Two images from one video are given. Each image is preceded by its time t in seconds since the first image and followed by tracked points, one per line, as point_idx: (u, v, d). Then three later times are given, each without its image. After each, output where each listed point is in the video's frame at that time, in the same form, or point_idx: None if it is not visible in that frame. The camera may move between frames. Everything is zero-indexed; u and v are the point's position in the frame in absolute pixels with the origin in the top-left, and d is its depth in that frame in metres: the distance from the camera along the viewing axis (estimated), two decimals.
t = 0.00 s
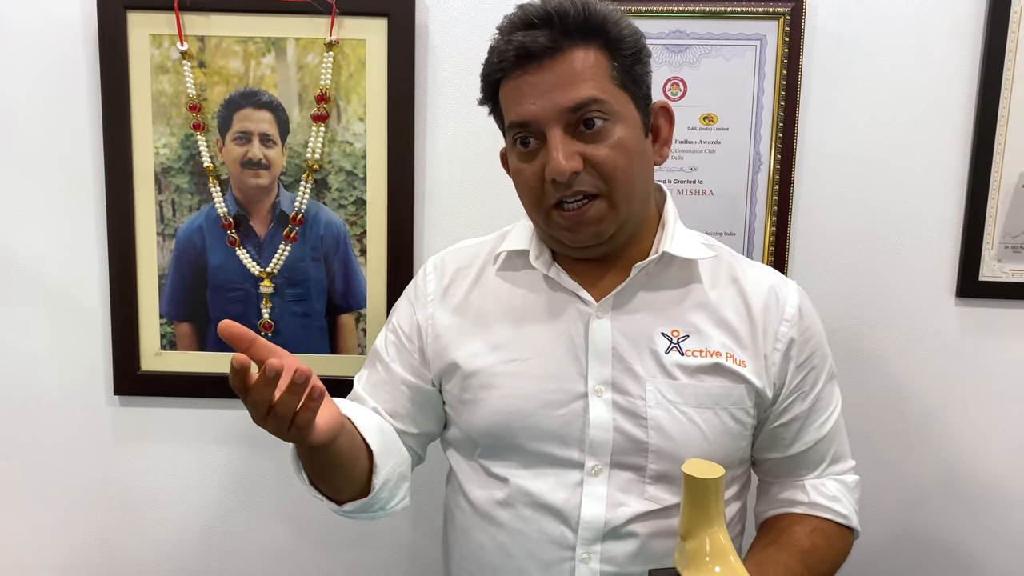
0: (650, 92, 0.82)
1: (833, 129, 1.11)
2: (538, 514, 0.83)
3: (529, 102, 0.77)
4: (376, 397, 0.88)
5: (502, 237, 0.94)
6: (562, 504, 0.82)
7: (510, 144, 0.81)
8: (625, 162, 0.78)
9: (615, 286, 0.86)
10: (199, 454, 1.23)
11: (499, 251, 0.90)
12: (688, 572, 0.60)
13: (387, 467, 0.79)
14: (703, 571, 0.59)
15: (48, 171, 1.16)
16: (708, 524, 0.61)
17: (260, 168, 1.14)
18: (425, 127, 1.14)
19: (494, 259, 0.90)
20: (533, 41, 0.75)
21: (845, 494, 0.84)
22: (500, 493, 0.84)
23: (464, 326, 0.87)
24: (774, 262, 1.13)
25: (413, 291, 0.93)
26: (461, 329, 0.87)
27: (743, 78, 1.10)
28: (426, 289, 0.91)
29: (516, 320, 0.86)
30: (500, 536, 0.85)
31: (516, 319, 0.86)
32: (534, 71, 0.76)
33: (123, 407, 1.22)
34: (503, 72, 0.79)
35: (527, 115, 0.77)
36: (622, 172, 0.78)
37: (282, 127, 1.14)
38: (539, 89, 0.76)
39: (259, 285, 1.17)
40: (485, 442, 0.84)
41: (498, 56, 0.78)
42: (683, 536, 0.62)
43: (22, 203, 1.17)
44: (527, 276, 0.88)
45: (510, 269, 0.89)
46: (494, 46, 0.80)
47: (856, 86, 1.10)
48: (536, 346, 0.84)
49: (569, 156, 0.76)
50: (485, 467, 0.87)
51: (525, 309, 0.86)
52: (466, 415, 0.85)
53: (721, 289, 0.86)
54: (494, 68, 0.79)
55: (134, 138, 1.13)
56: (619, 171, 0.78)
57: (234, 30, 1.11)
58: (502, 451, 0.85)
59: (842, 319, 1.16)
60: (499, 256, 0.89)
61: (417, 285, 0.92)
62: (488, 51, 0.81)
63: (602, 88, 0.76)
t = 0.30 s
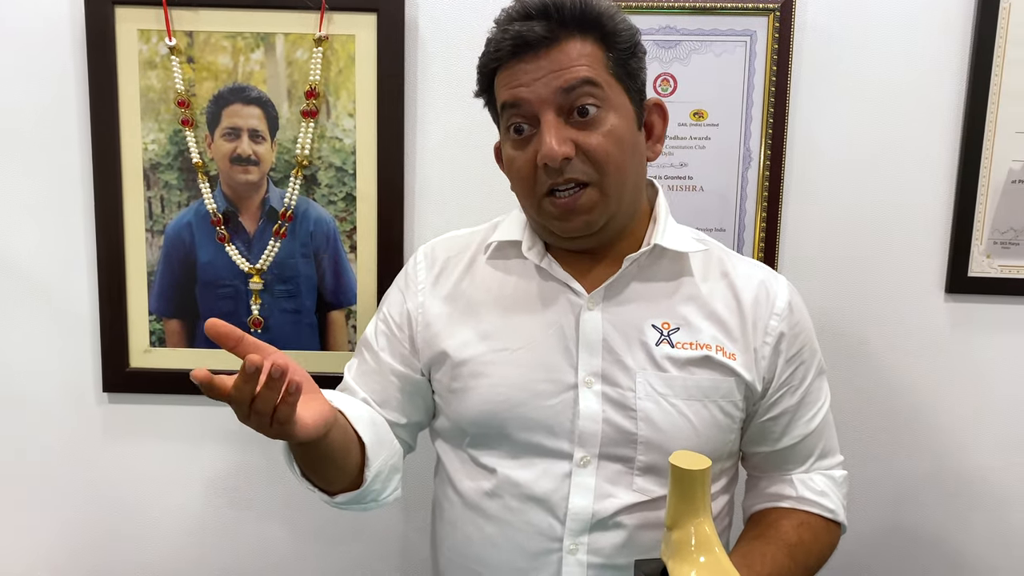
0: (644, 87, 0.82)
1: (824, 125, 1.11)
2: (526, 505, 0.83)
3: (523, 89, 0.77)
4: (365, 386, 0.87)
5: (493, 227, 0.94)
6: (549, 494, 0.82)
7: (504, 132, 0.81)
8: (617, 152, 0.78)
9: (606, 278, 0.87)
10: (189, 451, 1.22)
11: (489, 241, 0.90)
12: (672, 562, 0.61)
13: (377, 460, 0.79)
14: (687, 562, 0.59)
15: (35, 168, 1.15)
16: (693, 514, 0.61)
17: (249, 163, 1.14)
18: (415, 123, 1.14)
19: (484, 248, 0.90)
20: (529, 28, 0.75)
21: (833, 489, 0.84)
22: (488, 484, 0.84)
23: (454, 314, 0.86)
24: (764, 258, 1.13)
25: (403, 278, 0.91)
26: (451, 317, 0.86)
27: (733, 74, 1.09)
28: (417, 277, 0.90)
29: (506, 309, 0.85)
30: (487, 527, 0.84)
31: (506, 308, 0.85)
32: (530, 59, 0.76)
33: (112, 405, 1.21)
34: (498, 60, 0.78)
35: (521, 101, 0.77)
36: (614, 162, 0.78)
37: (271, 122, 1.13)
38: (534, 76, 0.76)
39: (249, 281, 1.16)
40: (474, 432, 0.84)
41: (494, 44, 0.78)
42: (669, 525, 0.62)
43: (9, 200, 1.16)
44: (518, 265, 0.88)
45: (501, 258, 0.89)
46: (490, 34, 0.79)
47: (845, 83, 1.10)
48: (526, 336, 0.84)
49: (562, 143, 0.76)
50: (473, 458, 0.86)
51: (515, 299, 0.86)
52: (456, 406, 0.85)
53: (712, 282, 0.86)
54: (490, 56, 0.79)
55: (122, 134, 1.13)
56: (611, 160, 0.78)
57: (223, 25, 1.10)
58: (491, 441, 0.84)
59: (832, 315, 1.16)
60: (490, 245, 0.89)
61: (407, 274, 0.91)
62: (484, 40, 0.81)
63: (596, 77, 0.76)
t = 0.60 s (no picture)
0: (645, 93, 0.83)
1: (816, 121, 1.12)
2: (519, 496, 0.83)
3: (530, 97, 0.76)
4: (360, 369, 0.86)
5: (488, 221, 0.94)
6: (542, 484, 0.82)
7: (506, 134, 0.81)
8: (620, 162, 0.78)
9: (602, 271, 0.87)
10: (183, 446, 1.22)
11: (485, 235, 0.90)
12: (668, 551, 0.61)
13: (360, 429, 0.78)
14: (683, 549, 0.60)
15: (27, 163, 1.15)
16: (687, 503, 0.61)
17: (242, 158, 1.14)
18: (408, 118, 1.14)
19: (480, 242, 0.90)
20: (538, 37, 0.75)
21: (823, 479, 0.85)
22: (482, 475, 0.85)
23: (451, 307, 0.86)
24: (757, 252, 1.13)
25: (397, 270, 0.91)
26: (447, 310, 0.86)
27: (726, 69, 1.10)
28: (412, 269, 0.90)
29: (501, 302, 0.86)
30: (481, 518, 0.85)
31: (501, 301, 0.86)
32: (537, 67, 0.76)
33: (105, 400, 1.21)
34: (504, 65, 0.78)
35: (526, 107, 0.77)
36: (617, 172, 0.78)
37: (264, 117, 1.13)
38: (541, 85, 0.76)
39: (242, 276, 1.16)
40: (468, 422, 0.84)
41: (499, 48, 0.77)
42: (665, 514, 0.63)
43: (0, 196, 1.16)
44: (513, 258, 0.88)
45: (497, 251, 0.89)
46: (496, 36, 0.79)
47: (838, 79, 1.11)
48: (520, 329, 0.84)
49: (567, 154, 0.76)
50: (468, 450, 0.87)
51: (510, 292, 0.86)
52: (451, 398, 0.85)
53: (705, 277, 0.86)
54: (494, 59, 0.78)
55: (115, 129, 1.13)
56: (614, 171, 0.78)
57: (216, 20, 1.10)
58: (485, 432, 0.85)
59: (824, 309, 1.17)
60: (485, 240, 0.89)
61: (403, 266, 0.91)
62: (488, 40, 0.80)
63: (603, 87, 0.76)
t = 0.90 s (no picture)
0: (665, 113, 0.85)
1: (808, 117, 1.13)
2: (513, 493, 0.84)
3: (564, 84, 0.76)
4: (353, 371, 0.87)
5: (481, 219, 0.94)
6: (536, 482, 0.83)
7: (523, 114, 0.80)
8: (630, 173, 0.80)
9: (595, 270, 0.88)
10: (178, 440, 1.23)
11: (479, 234, 0.90)
12: (655, 556, 0.62)
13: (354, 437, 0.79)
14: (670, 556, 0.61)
15: (22, 158, 1.15)
16: (675, 509, 0.62)
17: (237, 153, 1.14)
18: (402, 113, 1.14)
19: (475, 241, 0.90)
20: (591, 27, 0.75)
21: (812, 474, 0.86)
22: (475, 471, 0.85)
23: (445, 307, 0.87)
24: (748, 249, 1.14)
25: (390, 269, 0.91)
26: (440, 311, 0.87)
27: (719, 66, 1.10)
28: (405, 268, 0.90)
29: (495, 302, 0.86)
30: (475, 515, 0.85)
31: (495, 301, 0.86)
32: (578, 56, 0.76)
33: (100, 394, 1.22)
34: (545, 44, 0.77)
35: (558, 96, 0.77)
36: (625, 181, 0.79)
37: (259, 113, 1.13)
38: (578, 74, 0.76)
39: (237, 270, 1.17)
40: (462, 421, 0.85)
41: (546, 26, 0.77)
42: (653, 519, 0.63)
43: None
44: (507, 257, 0.88)
45: (491, 253, 0.89)
46: (542, 13, 0.78)
47: (829, 75, 1.12)
48: (514, 329, 0.85)
49: (586, 152, 0.76)
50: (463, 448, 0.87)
51: (503, 292, 0.87)
52: (444, 397, 0.86)
53: (697, 277, 0.87)
54: (535, 34, 0.78)
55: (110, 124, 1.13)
56: (623, 180, 0.79)
57: (211, 15, 1.10)
58: (479, 431, 0.85)
59: (815, 305, 1.18)
60: (481, 239, 0.89)
61: (396, 265, 0.91)
62: (530, 14, 0.79)
63: (635, 98, 0.78)
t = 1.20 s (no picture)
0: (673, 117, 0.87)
1: (801, 116, 1.14)
2: (515, 489, 0.85)
3: (587, 72, 0.78)
4: (358, 374, 0.88)
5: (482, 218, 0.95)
6: (537, 479, 0.84)
7: (540, 100, 0.81)
8: (640, 167, 0.81)
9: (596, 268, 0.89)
10: (176, 436, 1.24)
11: (482, 231, 0.91)
12: (658, 548, 0.64)
13: (371, 446, 0.81)
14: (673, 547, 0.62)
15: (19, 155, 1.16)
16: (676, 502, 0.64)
17: (234, 151, 1.15)
18: (400, 111, 1.15)
19: (478, 238, 0.91)
20: (619, 18, 0.77)
21: (809, 471, 0.87)
22: (477, 468, 0.86)
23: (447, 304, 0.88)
24: (743, 247, 1.16)
25: (391, 268, 0.92)
26: (441, 309, 0.87)
27: (714, 65, 1.11)
28: (406, 267, 0.91)
29: (496, 300, 0.87)
30: (477, 512, 0.87)
31: (496, 299, 0.87)
32: (604, 46, 0.77)
33: (98, 390, 1.22)
34: (571, 31, 0.78)
35: (580, 84, 0.78)
36: (634, 176, 0.81)
37: (257, 111, 1.14)
38: (602, 64, 0.77)
39: (235, 267, 1.18)
40: (464, 419, 0.86)
41: (573, 15, 0.78)
42: (656, 511, 0.65)
43: None
44: (508, 256, 0.89)
45: (494, 250, 0.90)
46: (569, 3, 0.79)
47: (822, 75, 1.13)
48: (515, 327, 0.86)
49: (603, 142, 0.78)
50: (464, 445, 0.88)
51: (504, 290, 0.88)
52: (446, 394, 0.87)
53: (697, 275, 0.89)
54: (561, 22, 0.79)
55: (108, 122, 1.14)
56: (633, 174, 0.81)
57: (209, 13, 1.11)
58: (480, 428, 0.86)
59: (808, 302, 1.19)
60: (483, 237, 0.90)
61: (397, 264, 0.92)
62: (555, 4, 0.81)
63: (652, 95, 0.80)
